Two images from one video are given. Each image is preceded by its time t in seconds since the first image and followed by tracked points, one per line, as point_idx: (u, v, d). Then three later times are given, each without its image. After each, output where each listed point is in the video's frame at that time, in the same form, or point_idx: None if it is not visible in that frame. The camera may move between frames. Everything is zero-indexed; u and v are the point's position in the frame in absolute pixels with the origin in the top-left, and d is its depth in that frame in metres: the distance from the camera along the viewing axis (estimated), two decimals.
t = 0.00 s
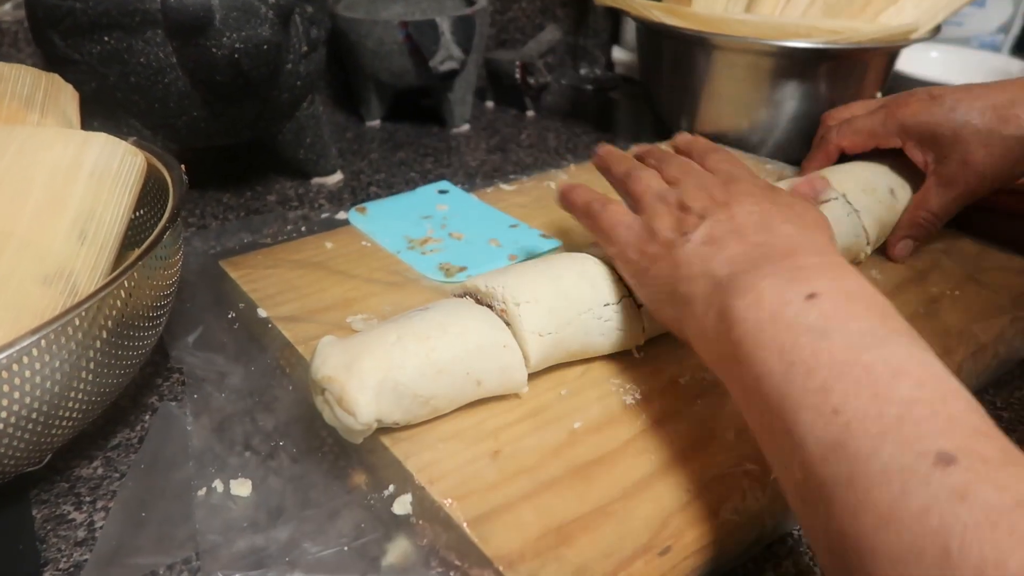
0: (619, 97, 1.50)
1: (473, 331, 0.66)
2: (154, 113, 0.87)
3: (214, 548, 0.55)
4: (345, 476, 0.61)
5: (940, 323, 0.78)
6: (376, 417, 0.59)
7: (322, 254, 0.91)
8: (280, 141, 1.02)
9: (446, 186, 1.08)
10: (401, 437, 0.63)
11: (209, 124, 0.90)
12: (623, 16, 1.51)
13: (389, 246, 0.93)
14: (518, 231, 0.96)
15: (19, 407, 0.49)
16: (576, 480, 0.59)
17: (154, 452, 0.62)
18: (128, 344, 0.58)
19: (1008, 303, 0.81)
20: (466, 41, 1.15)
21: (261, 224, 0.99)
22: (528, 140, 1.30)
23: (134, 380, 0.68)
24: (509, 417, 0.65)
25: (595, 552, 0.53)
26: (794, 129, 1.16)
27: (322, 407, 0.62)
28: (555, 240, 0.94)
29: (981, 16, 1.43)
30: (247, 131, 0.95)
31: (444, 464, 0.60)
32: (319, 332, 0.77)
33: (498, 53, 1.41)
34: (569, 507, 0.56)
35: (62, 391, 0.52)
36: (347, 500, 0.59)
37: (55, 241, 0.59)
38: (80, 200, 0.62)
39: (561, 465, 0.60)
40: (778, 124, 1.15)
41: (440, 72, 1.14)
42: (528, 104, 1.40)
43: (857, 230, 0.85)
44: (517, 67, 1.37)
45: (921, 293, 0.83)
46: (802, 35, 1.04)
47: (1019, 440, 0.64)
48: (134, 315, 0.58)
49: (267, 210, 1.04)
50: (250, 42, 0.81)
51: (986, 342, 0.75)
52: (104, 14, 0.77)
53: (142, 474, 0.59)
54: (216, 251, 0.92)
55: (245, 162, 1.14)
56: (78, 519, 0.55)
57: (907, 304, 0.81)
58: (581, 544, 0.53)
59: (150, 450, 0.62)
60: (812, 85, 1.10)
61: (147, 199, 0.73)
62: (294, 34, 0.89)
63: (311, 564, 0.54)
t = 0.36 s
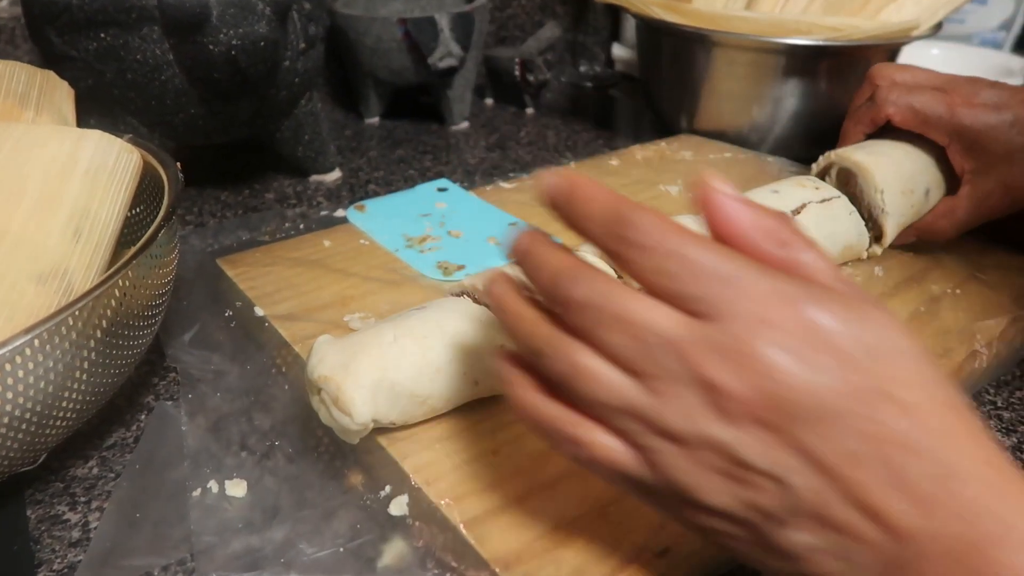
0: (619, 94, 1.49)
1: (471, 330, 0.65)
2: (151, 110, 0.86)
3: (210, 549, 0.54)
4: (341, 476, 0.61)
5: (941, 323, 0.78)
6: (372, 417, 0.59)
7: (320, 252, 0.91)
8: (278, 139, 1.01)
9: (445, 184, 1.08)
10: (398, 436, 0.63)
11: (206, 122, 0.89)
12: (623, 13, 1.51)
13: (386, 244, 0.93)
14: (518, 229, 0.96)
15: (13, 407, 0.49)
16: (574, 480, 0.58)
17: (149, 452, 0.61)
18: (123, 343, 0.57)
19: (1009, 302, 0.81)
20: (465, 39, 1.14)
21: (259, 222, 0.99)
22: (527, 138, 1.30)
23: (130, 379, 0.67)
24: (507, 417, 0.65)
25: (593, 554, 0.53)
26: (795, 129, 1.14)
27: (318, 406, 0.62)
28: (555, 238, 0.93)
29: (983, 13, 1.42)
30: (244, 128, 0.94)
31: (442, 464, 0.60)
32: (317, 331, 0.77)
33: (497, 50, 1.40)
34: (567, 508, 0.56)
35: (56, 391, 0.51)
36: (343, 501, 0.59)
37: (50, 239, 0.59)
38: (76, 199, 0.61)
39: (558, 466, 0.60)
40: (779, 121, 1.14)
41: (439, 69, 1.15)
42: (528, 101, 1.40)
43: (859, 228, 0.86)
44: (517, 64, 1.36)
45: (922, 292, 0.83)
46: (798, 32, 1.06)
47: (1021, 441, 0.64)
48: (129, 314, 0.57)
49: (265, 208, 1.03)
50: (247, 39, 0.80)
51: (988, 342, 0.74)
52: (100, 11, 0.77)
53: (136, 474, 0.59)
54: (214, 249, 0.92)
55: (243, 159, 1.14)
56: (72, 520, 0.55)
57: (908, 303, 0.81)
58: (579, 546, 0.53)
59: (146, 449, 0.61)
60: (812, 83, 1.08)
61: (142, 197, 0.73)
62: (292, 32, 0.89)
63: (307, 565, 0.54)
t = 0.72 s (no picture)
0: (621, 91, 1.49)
1: (472, 327, 0.65)
2: (150, 108, 0.86)
3: (209, 550, 0.54)
4: (341, 476, 0.60)
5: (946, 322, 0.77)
6: (372, 416, 0.58)
7: (320, 250, 0.90)
8: (278, 136, 1.01)
9: (446, 181, 1.08)
10: (399, 435, 0.62)
11: (205, 119, 0.89)
12: (624, 10, 1.50)
13: (386, 242, 0.92)
14: (518, 226, 0.95)
15: (10, 406, 0.48)
16: (576, 480, 0.58)
17: (148, 451, 0.61)
18: (122, 342, 0.57)
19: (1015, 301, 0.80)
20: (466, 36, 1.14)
21: (259, 220, 0.98)
22: (528, 135, 1.29)
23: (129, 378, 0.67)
24: (508, 416, 0.64)
25: (595, 554, 0.52)
26: (796, 128, 1.13)
27: (318, 405, 0.61)
28: (555, 235, 0.93)
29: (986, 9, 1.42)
30: (244, 125, 0.94)
31: (442, 464, 0.60)
32: (316, 329, 0.76)
33: (498, 47, 1.39)
34: (569, 508, 0.55)
35: (55, 390, 0.51)
36: (343, 500, 0.58)
37: (48, 237, 0.59)
38: (73, 197, 0.61)
39: (559, 465, 0.59)
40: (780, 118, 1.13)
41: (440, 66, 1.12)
42: (529, 99, 1.39)
43: (862, 226, 0.85)
44: (518, 61, 1.35)
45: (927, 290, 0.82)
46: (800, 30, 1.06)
47: None
48: (127, 313, 0.57)
49: (265, 205, 1.03)
50: (246, 36, 0.79)
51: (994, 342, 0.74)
52: (98, 7, 0.76)
53: (135, 474, 0.58)
54: (213, 247, 0.91)
55: (243, 157, 1.13)
56: (70, 519, 0.54)
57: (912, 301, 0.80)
58: (581, 546, 0.53)
59: (144, 449, 0.61)
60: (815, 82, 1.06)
61: (141, 194, 0.72)
62: (291, 28, 0.88)
63: (307, 564, 0.53)
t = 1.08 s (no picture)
0: (624, 89, 1.49)
1: (475, 324, 0.65)
2: (153, 105, 0.86)
3: (210, 547, 0.54)
4: (343, 473, 0.60)
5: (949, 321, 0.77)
6: (374, 414, 0.58)
7: (323, 247, 0.90)
8: (280, 133, 1.01)
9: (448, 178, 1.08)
10: (401, 433, 0.62)
11: (207, 116, 0.89)
12: (628, 7, 1.50)
13: (389, 239, 0.93)
14: (520, 223, 0.95)
15: (14, 402, 0.48)
16: (577, 478, 0.58)
17: (150, 448, 0.61)
18: (125, 340, 0.57)
19: (1016, 300, 0.80)
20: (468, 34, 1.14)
21: (261, 217, 0.98)
22: (531, 133, 1.29)
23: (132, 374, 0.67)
24: (509, 414, 0.65)
25: (596, 552, 0.52)
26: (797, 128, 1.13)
27: (320, 403, 0.61)
28: (557, 233, 0.93)
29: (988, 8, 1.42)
30: (246, 122, 0.94)
31: (444, 462, 0.60)
32: (318, 327, 0.77)
33: (501, 45, 1.39)
34: (570, 505, 0.56)
35: (59, 386, 0.51)
36: (344, 498, 0.58)
37: (51, 235, 0.59)
38: (76, 193, 0.61)
39: (561, 463, 0.59)
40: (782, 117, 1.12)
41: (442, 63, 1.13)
42: (532, 96, 1.39)
43: (864, 224, 0.85)
44: (521, 59, 1.35)
45: (929, 289, 0.82)
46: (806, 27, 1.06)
47: None
48: (130, 310, 0.57)
49: (268, 202, 1.03)
50: (249, 33, 0.80)
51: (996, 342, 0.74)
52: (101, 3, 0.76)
53: (138, 471, 0.59)
54: (216, 244, 0.91)
55: (245, 155, 1.13)
56: (73, 515, 0.55)
57: (914, 300, 0.80)
58: (582, 543, 0.53)
59: (147, 445, 0.61)
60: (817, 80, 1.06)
61: (143, 192, 0.72)
62: (294, 25, 0.88)
63: (309, 561, 0.53)
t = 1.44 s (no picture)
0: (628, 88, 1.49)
1: (479, 318, 0.65)
2: (159, 101, 0.86)
3: (215, 538, 0.54)
4: (346, 467, 0.61)
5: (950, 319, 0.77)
6: (379, 408, 0.59)
7: (327, 243, 0.91)
8: (286, 130, 1.01)
9: (453, 176, 1.08)
10: (405, 427, 0.63)
11: (213, 112, 0.89)
12: (632, 6, 1.50)
13: (393, 235, 0.93)
14: (524, 220, 0.96)
15: (22, 394, 0.49)
16: (579, 472, 0.58)
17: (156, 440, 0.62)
18: (131, 333, 0.57)
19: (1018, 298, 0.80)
20: (473, 31, 1.14)
21: (266, 213, 0.99)
22: (535, 131, 1.30)
23: (138, 368, 0.68)
24: (512, 408, 0.65)
25: (598, 545, 0.52)
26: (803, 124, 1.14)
27: (325, 397, 0.62)
28: (560, 230, 0.93)
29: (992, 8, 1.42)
30: (252, 119, 0.94)
31: (448, 455, 0.60)
32: (323, 321, 0.77)
33: (505, 42, 1.40)
34: (573, 499, 0.56)
35: (66, 378, 0.52)
36: (349, 491, 0.59)
37: (58, 229, 0.59)
38: (84, 187, 0.61)
39: (564, 457, 0.60)
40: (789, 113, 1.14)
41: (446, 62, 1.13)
42: (536, 94, 1.40)
43: (867, 221, 0.85)
44: (525, 57, 1.35)
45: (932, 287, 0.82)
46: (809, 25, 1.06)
47: None
48: (137, 303, 0.57)
49: (273, 199, 1.03)
50: (255, 29, 0.79)
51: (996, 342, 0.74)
52: None
53: (144, 463, 0.59)
54: (221, 240, 0.92)
55: (250, 151, 1.14)
56: (80, 507, 0.55)
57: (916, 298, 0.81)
58: (584, 536, 0.53)
59: (152, 438, 0.62)
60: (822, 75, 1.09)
61: (150, 187, 0.73)
62: (299, 22, 0.88)
63: (314, 552, 0.54)
